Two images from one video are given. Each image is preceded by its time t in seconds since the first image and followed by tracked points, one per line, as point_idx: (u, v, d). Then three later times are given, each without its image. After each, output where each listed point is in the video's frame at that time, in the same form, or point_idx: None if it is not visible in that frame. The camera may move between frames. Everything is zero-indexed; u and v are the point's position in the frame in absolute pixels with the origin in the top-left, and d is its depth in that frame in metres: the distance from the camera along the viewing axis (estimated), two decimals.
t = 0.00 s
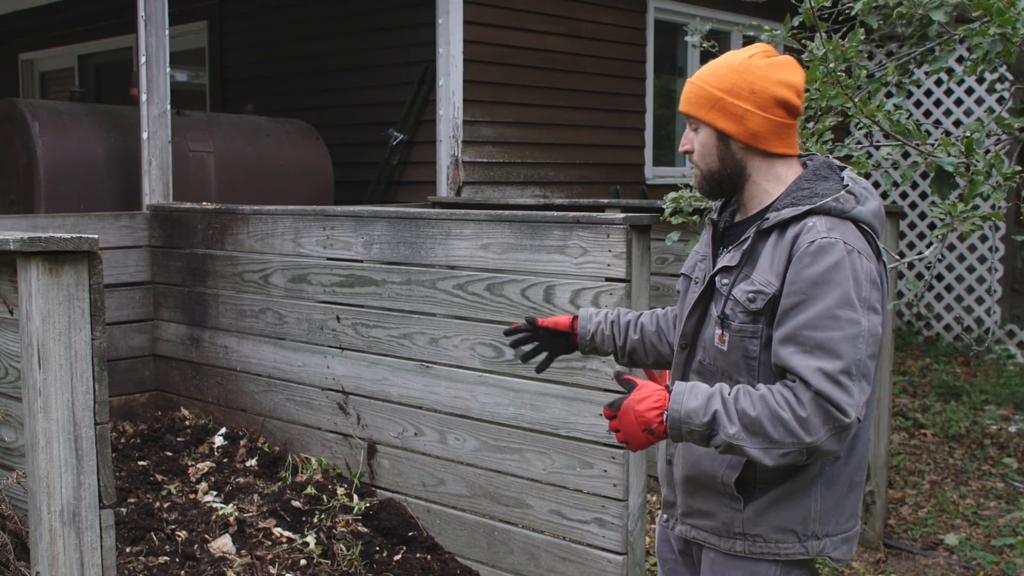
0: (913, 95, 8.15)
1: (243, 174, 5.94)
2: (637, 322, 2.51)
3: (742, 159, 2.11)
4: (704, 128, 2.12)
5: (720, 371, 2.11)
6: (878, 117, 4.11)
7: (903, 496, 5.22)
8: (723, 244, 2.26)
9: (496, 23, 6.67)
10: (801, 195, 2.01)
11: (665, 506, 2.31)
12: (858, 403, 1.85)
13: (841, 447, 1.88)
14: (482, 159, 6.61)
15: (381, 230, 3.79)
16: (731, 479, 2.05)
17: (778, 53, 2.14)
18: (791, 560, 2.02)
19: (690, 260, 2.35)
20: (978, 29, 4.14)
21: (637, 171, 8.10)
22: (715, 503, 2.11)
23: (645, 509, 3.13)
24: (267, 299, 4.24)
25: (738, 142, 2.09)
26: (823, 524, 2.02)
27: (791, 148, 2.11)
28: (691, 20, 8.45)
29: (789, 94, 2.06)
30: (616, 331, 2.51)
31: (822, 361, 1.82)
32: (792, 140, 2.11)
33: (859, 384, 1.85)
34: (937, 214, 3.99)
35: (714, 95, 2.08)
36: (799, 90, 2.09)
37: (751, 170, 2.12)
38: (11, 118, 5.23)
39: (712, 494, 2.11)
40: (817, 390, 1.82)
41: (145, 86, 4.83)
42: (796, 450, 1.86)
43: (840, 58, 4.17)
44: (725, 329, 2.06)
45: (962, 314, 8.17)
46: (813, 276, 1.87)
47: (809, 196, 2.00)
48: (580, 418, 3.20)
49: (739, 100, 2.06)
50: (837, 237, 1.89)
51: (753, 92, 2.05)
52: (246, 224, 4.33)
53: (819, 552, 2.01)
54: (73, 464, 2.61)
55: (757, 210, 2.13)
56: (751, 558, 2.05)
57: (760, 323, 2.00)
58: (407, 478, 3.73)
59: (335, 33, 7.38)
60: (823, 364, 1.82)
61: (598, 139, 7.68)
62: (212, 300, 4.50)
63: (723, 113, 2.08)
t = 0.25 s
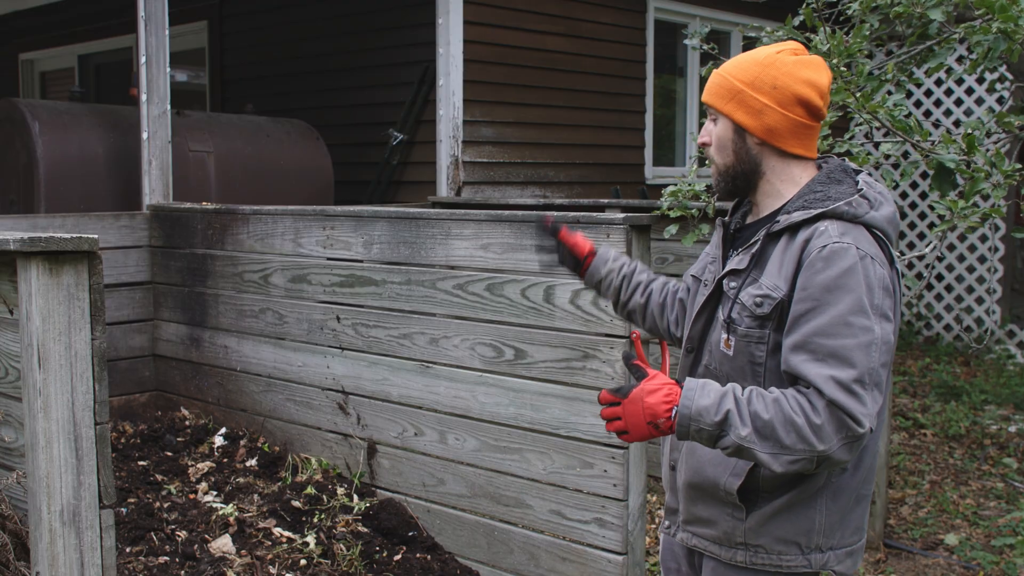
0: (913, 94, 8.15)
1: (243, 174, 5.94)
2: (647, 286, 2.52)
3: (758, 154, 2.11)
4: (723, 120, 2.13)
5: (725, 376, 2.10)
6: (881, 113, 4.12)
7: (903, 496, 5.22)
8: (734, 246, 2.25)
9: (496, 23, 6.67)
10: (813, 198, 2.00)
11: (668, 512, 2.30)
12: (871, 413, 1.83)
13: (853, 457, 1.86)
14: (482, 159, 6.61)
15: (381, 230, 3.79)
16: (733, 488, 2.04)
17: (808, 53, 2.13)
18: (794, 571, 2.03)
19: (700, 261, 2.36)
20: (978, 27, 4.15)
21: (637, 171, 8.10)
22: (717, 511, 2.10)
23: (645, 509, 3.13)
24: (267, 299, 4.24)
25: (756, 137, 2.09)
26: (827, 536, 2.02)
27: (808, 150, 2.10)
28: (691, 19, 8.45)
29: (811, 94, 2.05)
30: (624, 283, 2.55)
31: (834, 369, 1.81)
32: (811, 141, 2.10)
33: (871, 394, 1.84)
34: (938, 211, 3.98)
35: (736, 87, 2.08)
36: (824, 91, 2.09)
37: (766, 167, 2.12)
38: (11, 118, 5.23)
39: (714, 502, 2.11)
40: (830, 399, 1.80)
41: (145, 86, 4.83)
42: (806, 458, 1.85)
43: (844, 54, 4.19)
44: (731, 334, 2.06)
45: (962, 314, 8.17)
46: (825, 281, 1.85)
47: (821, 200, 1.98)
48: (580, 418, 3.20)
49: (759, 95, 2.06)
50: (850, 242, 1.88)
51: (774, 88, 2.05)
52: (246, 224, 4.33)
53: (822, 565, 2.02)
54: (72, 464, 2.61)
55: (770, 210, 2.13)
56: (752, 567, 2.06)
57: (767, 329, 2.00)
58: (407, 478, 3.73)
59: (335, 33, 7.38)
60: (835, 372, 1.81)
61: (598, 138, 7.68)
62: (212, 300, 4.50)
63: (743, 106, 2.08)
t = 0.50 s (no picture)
0: (914, 94, 8.15)
1: (243, 174, 5.94)
2: (644, 276, 2.50)
3: (765, 158, 2.10)
4: (726, 126, 2.13)
5: (728, 380, 2.11)
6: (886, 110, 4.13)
7: (903, 496, 5.22)
8: (742, 248, 2.25)
9: (496, 23, 6.67)
10: (824, 203, 1.99)
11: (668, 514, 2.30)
12: (873, 423, 1.83)
13: (850, 467, 1.86)
14: (482, 159, 6.61)
15: (380, 230, 3.79)
16: (733, 493, 2.03)
17: (805, 50, 2.14)
18: None
19: (706, 259, 2.35)
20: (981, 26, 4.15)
21: (637, 171, 8.10)
22: (716, 515, 2.10)
23: (645, 508, 3.13)
24: (267, 299, 4.24)
25: (761, 139, 2.08)
26: (826, 545, 2.02)
27: (815, 146, 2.10)
28: (691, 19, 8.45)
29: (812, 89, 2.05)
30: (621, 276, 2.50)
31: (838, 378, 1.80)
32: (818, 138, 2.09)
33: (874, 403, 1.84)
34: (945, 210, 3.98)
35: (736, 91, 2.09)
36: (826, 85, 2.08)
37: (774, 169, 2.11)
38: (11, 118, 5.23)
39: (714, 507, 2.10)
40: (833, 408, 1.80)
41: (145, 86, 4.83)
42: (803, 464, 1.84)
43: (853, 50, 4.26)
44: (735, 338, 2.07)
45: (962, 314, 8.17)
46: (833, 288, 1.85)
47: (832, 205, 1.97)
48: (580, 418, 3.20)
49: (760, 96, 2.06)
50: (859, 249, 1.87)
51: (775, 87, 2.06)
52: (246, 224, 4.33)
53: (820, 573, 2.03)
54: (73, 464, 2.61)
55: (781, 214, 2.13)
56: (750, 573, 2.06)
57: (772, 334, 2.00)
58: (407, 478, 3.73)
59: (335, 33, 7.38)
60: (839, 380, 1.80)
61: (598, 138, 7.68)
62: (212, 300, 4.50)
63: (745, 108, 2.08)
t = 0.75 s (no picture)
0: (914, 94, 8.15)
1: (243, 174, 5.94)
2: (626, 295, 2.47)
3: (772, 160, 2.10)
4: (733, 124, 2.11)
5: (743, 387, 2.08)
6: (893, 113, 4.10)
7: (903, 496, 5.22)
8: (741, 251, 2.23)
9: (496, 23, 6.67)
10: (833, 206, 1.99)
11: (672, 521, 2.29)
12: (900, 425, 1.85)
13: (879, 469, 1.88)
14: (482, 159, 6.61)
15: (380, 230, 3.79)
16: (750, 500, 2.02)
17: (815, 53, 2.14)
18: None
19: (699, 262, 2.33)
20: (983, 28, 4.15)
21: (637, 171, 8.10)
22: (730, 522, 2.08)
23: (645, 508, 3.13)
24: (267, 299, 4.24)
25: (770, 141, 2.08)
26: (839, 543, 2.04)
27: (821, 153, 2.11)
28: (691, 20, 8.45)
29: (824, 95, 2.06)
30: (605, 300, 2.46)
31: (867, 383, 1.81)
32: (823, 144, 2.11)
33: (900, 406, 1.85)
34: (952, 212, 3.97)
35: (748, 91, 2.07)
36: (836, 92, 2.10)
37: (779, 172, 2.11)
38: (11, 118, 5.23)
39: (727, 513, 2.09)
40: (864, 414, 1.80)
41: (145, 86, 4.83)
42: (837, 472, 1.84)
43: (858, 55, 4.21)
44: (751, 345, 2.04)
45: (963, 314, 8.17)
46: (855, 294, 1.85)
47: (843, 208, 1.98)
48: (580, 418, 3.20)
49: (774, 98, 2.05)
50: (877, 253, 1.89)
51: (788, 90, 2.05)
52: (246, 224, 4.33)
53: (835, 571, 2.04)
54: (72, 464, 2.61)
55: (784, 217, 2.13)
56: None
57: (790, 340, 1.98)
58: (407, 478, 3.73)
59: (335, 33, 7.38)
60: (868, 386, 1.81)
61: (598, 139, 7.67)
62: (212, 300, 4.50)
63: (756, 110, 2.07)
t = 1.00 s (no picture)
0: (914, 95, 8.15)
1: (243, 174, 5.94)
2: (607, 273, 2.53)
3: (762, 160, 2.10)
4: (720, 129, 2.11)
5: (735, 384, 2.09)
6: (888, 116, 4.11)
7: (903, 496, 5.23)
8: (735, 250, 2.23)
9: (496, 23, 6.67)
10: (824, 204, 2.01)
11: (668, 518, 2.31)
12: (895, 421, 1.84)
13: (877, 465, 1.87)
14: (482, 159, 6.61)
15: (380, 230, 3.79)
16: (744, 495, 2.02)
17: (791, 51, 2.16)
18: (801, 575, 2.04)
19: (694, 259, 2.33)
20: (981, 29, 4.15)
21: (637, 171, 8.10)
22: (724, 518, 2.09)
23: (645, 508, 3.13)
24: (267, 299, 4.24)
25: (758, 140, 2.08)
26: (832, 539, 2.04)
27: (809, 147, 2.11)
28: (691, 20, 8.45)
29: (804, 89, 2.07)
30: (583, 279, 2.55)
31: (862, 379, 1.80)
32: (810, 139, 2.11)
33: (895, 401, 1.85)
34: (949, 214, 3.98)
35: (730, 93, 2.08)
36: (816, 86, 2.10)
37: (770, 171, 2.11)
38: (11, 118, 5.23)
39: (721, 509, 2.09)
40: (860, 409, 1.79)
41: (145, 86, 4.83)
42: (834, 468, 1.83)
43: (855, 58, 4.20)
44: (743, 342, 2.05)
45: (962, 314, 8.16)
46: (847, 291, 1.85)
47: (833, 206, 1.99)
48: (580, 418, 3.20)
49: (756, 98, 2.06)
50: (868, 250, 1.88)
51: (769, 88, 2.06)
52: (245, 224, 4.33)
53: (828, 567, 2.03)
54: (72, 464, 2.61)
55: (779, 214, 2.12)
56: (759, 572, 2.06)
57: (782, 337, 1.99)
58: (407, 478, 3.73)
59: (335, 33, 7.38)
60: (863, 382, 1.80)
61: (598, 139, 7.67)
62: (212, 300, 4.50)
63: (741, 111, 2.07)
